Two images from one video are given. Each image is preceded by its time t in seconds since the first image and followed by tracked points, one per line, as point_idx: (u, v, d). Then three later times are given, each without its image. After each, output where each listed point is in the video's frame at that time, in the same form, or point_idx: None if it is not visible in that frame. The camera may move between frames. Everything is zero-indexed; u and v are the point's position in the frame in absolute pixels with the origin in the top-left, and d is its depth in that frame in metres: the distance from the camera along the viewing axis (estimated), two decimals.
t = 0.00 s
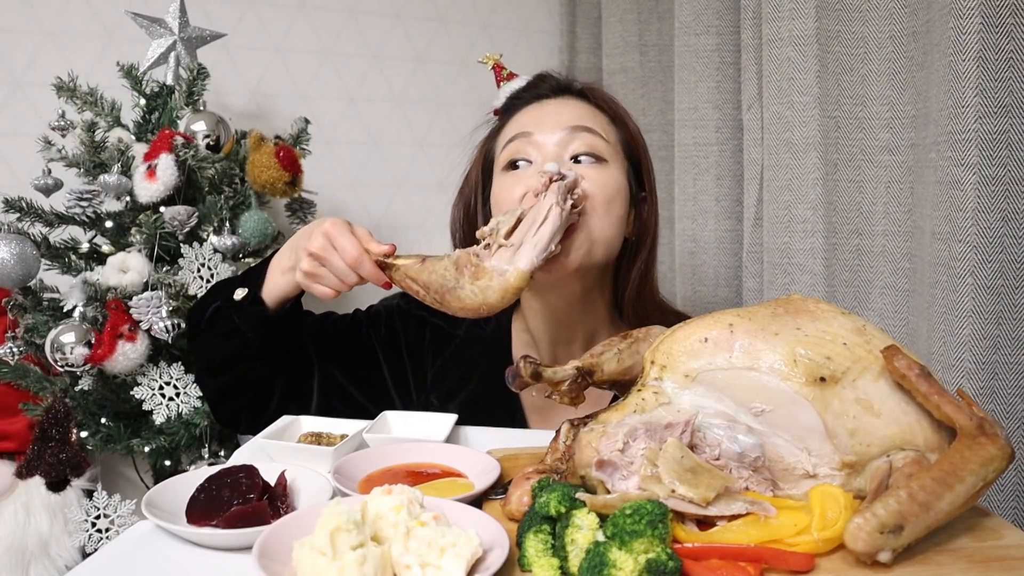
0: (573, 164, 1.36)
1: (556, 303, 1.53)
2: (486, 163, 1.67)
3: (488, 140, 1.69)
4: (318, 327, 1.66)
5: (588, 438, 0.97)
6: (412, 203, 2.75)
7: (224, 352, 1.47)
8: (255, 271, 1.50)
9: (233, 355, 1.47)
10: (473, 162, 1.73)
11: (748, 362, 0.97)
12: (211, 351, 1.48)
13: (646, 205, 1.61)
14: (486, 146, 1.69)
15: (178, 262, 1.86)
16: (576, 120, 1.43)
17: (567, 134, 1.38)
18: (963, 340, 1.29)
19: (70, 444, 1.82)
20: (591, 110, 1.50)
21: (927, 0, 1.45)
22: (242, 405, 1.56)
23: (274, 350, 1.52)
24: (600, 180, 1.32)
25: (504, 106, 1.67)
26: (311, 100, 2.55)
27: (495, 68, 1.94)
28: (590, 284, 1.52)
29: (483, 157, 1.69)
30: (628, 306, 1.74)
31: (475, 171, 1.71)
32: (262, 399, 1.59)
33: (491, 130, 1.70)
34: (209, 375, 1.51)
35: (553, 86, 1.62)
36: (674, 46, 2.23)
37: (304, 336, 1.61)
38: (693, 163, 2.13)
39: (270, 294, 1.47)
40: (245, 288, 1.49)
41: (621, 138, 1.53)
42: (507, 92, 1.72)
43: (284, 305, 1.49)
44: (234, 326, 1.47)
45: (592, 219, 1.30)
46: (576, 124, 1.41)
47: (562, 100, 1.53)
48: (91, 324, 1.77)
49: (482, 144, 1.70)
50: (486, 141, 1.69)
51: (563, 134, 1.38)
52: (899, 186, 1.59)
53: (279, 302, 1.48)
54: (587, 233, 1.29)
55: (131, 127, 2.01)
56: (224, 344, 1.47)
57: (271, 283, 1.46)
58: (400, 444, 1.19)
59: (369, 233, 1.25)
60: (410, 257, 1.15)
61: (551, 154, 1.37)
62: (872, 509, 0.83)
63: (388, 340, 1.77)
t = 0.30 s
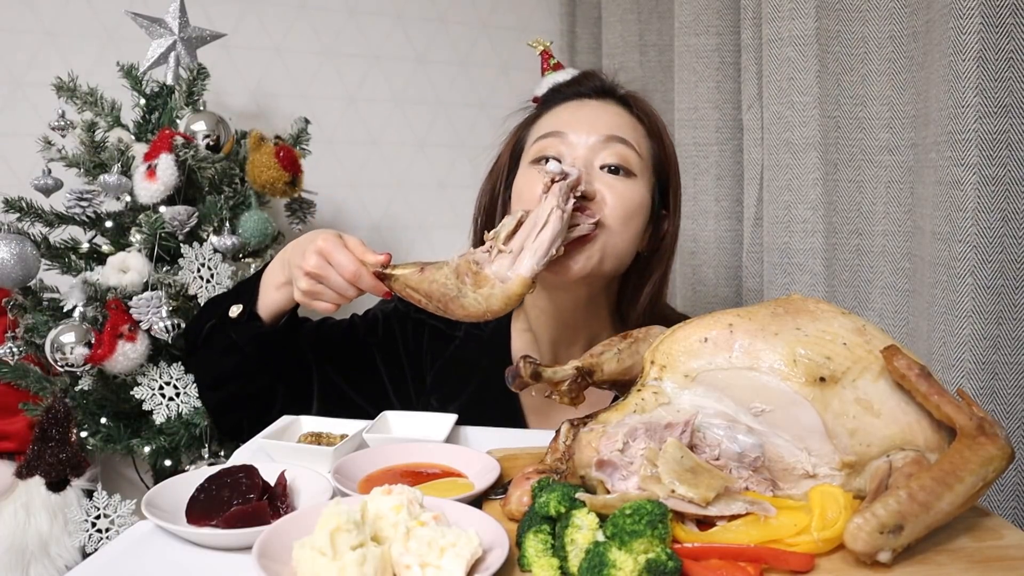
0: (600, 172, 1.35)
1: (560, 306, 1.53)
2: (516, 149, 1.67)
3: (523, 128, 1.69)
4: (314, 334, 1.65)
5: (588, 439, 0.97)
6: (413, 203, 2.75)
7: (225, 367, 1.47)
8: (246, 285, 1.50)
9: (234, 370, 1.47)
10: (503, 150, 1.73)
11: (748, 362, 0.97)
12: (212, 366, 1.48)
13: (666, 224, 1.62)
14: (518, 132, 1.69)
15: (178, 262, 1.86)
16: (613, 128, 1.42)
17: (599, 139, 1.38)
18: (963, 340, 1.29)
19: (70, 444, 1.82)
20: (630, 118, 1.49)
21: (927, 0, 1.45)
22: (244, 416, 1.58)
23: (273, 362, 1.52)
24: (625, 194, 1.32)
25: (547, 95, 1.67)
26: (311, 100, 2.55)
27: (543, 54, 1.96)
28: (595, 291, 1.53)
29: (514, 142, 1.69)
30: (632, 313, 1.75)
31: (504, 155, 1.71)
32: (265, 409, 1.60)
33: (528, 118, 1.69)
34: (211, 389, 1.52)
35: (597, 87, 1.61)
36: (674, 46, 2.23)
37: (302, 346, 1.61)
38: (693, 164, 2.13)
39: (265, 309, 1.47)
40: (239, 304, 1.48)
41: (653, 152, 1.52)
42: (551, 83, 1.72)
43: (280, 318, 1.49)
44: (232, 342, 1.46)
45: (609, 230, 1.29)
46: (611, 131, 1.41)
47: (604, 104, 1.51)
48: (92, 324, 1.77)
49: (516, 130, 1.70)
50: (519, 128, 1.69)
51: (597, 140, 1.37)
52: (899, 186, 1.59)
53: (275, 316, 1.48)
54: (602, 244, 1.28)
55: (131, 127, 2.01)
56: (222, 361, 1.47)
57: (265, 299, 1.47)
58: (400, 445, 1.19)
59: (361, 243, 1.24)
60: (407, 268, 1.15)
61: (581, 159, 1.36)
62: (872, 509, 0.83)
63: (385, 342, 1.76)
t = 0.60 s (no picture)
0: (615, 175, 1.34)
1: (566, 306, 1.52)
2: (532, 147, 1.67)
3: (540, 126, 1.68)
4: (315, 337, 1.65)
5: (588, 439, 0.97)
6: (413, 203, 2.75)
7: (229, 373, 1.47)
8: (248, 292, 1.50)
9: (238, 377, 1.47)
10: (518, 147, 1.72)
11: (748, 362, 0.97)
12: (215, 373, 1.48)
13: (677, 228, 1.62)
14: (535, 130, 1.69)
15: (178, 262, 1.86)
16: (631, 133, 1.41)
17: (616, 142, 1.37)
18: (963, 340, 1.29)
19: (70, 444, 1.82)
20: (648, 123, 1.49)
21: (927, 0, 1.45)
22: (248, 420, 1.58)
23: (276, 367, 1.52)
24: (639, 201, 1.31)
25: (566, 94, 1.66)
26: (311, 100, 2.55)
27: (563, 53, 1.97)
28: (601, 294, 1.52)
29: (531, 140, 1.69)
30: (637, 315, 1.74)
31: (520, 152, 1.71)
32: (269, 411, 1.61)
33: (547, 116, 1.68)
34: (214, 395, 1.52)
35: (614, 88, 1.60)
36: (674, 45, 2.23)
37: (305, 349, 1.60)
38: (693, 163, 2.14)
39: (265, 315, 1.47)
40: (241, 311, 1.48)
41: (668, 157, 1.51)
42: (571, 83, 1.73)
43: (282, 323, 1.49)
44: (236, 349, 1.46)
45: (620, 234, 1.29)
46: (628, 135, 1.40)
47: (623, 107, 1.51)
48: (91, 324, 1.77)
49: (533, 129, 1.69)
50: (537, 126, 1.68)
51: (615, 143, 1.36)
52: (899, 186, 1.59)
53: (277, 322, 1.47)
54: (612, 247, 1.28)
55: (131, 127, 2.01)
56: (226, 367, 1.47)
57: (266, 305, 1.47)
58: (400, 445, 1.19)
59: (361, 245, 1.24)
60: (411, 266, 1.13)
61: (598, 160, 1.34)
62: (872, 509, 0.83)
63: (387, 343, 1.76)
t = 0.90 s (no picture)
0: (597, 172, 1.35)
1: (561, 306, 1.52)
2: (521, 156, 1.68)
3: (527, 132, 1.69)
4: (315, 332, 1.66)
5: (588, 439, 0.97)
6: (413, 203, 2.74)
7: (231, 368, 1.47)
8: (253, 287, 1.50)
9: (240, 373, 1.47)
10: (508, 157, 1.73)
11: (748, 362, 0.97)
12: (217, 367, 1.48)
13: (671, 219, 1.61)
14: (523, 137, 1.69)
15: (178, 262, 1.86)
16: (609, 128, 1.41)
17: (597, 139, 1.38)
18: (963, 340, 1.29)
19: (70, 444, 1.82)
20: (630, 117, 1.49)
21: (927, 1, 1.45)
22: (249, 415, 1.57)
23: (278, 364, 1.52)
24: (623, 194, 1.32)
25: (549, 99, 1.67)
26: (311, 100, 2.55)
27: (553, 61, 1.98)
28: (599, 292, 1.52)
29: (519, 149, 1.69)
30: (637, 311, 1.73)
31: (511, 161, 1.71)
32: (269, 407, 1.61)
33: (532, 122, 1.70)
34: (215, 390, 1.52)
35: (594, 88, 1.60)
36: (674, 45, 2.23)
37: (306, 344, 1.61)
38: (693, 163, 2.14)
39: (272, 311, 1.48)
40: (246, 305, 1.48)
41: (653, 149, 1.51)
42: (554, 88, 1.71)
43: (288, 320, 1.49)
44: (240, 345, 1.46)
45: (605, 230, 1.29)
46: (609, 131, 1.41)
47: (602, 104, 1.51)
48: (92, 324, 1.77)
49: (521, 136, 1.70)
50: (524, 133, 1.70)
51: (593, 140, 1.38)
52: (899, 186, 1.59)
53: (284, 318, 1.49)
54: (601, 245, 1.29)
55: (131, 127, 2.01)
56: (228, 360, 1.47)
57: (272, 301, 1.47)
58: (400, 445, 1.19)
59: (372, 245, 1.25)
60: (421, 272, 1.16)
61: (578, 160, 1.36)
62: (872, 509, 0.83)
63: (387, 341, 1.76)
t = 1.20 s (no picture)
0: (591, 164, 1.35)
1: (560, 304, 1.52)
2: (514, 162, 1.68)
3: (518, 138, 1.69)
4: (315, 331, 1.66)
5: (588, 439, 0.97)
6: (413, 203, 2.74)
7: (231, 366, 1.47)
8: (255, 284, 1.50)
9: (240, 369, 1.47)
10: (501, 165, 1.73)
11: (748, 362, 0.97)
12: (216, 364, 1.48)
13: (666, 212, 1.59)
14: (515, 144, 1.69)
15: (178, 262, 1.85)
16: (597, 122, 1.42)
17: (587, 133, 1.38)
18: (963, 340, 1.29)
19: (70, 444, 1.82)
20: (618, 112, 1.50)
21: (927, 1, 1.45)
22: (247, 411, 1.59)
23: (278, 361, 1.52)
24: (620, 182, 1.32)
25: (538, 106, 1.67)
26: (311, 100, 2.55)
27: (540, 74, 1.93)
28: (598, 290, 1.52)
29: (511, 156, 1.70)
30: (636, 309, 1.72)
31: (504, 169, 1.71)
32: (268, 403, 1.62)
33: (522, 128, 1.70)
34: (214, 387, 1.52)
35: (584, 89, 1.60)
36: (674, 46, 2.23)
37: (306, 342, 1.62)
38: (693, 163, 2.14)
39: (276, 307, 1.47)
40: (249, 302, 1.48)
41: (644, 143, 1.51)
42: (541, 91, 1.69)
43: (290, 317, 1.48)
44: (240, 342, 1.46)
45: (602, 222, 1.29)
46: (598, 124, 1.41)
47: (589, 102, 1.52)
48: (92, 324, 1.77)
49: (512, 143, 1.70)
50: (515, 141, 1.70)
51: (583, 135, 1.38)
52: (899, 186, 1.59)
53: (286, 314, 1.47)
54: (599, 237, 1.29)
55: (131, 127, 2.01)
56: (229, 358, 1.47)
57: (276, 298, 1.46)
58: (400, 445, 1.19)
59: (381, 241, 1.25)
60: (429, 269, 1.14)
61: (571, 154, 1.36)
62: (872, 509, 0.83)
63: (387, 341, 1.76)
